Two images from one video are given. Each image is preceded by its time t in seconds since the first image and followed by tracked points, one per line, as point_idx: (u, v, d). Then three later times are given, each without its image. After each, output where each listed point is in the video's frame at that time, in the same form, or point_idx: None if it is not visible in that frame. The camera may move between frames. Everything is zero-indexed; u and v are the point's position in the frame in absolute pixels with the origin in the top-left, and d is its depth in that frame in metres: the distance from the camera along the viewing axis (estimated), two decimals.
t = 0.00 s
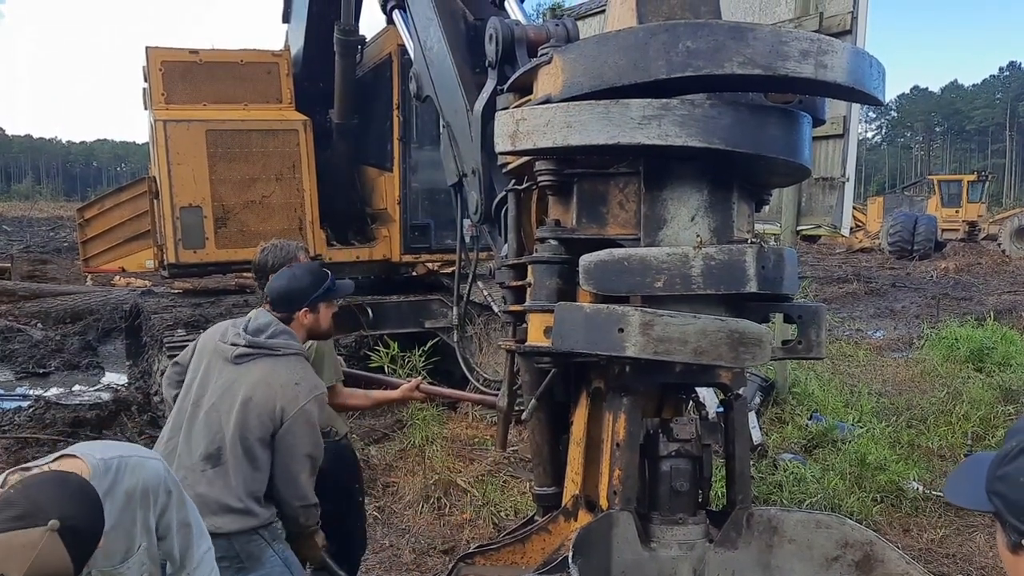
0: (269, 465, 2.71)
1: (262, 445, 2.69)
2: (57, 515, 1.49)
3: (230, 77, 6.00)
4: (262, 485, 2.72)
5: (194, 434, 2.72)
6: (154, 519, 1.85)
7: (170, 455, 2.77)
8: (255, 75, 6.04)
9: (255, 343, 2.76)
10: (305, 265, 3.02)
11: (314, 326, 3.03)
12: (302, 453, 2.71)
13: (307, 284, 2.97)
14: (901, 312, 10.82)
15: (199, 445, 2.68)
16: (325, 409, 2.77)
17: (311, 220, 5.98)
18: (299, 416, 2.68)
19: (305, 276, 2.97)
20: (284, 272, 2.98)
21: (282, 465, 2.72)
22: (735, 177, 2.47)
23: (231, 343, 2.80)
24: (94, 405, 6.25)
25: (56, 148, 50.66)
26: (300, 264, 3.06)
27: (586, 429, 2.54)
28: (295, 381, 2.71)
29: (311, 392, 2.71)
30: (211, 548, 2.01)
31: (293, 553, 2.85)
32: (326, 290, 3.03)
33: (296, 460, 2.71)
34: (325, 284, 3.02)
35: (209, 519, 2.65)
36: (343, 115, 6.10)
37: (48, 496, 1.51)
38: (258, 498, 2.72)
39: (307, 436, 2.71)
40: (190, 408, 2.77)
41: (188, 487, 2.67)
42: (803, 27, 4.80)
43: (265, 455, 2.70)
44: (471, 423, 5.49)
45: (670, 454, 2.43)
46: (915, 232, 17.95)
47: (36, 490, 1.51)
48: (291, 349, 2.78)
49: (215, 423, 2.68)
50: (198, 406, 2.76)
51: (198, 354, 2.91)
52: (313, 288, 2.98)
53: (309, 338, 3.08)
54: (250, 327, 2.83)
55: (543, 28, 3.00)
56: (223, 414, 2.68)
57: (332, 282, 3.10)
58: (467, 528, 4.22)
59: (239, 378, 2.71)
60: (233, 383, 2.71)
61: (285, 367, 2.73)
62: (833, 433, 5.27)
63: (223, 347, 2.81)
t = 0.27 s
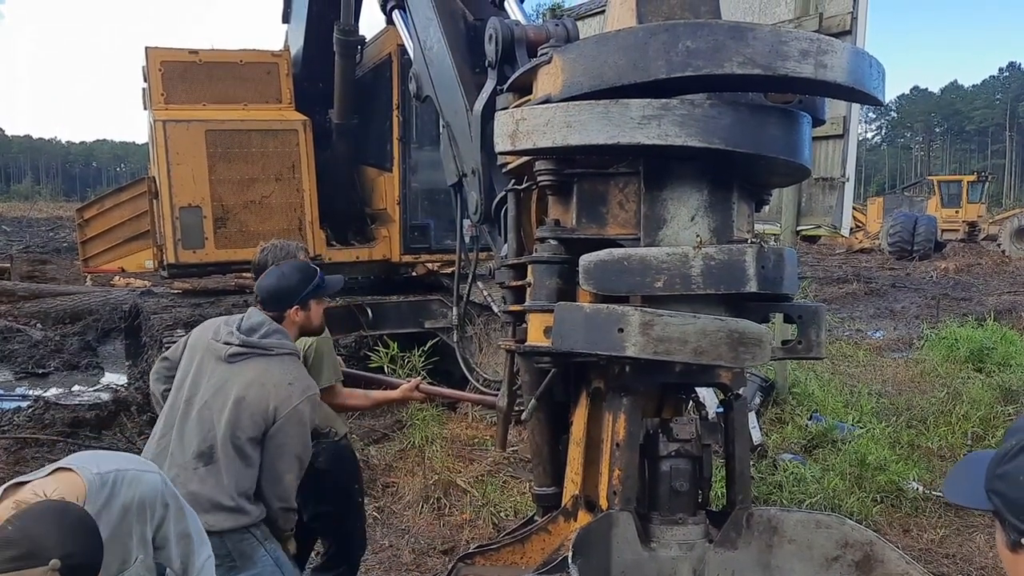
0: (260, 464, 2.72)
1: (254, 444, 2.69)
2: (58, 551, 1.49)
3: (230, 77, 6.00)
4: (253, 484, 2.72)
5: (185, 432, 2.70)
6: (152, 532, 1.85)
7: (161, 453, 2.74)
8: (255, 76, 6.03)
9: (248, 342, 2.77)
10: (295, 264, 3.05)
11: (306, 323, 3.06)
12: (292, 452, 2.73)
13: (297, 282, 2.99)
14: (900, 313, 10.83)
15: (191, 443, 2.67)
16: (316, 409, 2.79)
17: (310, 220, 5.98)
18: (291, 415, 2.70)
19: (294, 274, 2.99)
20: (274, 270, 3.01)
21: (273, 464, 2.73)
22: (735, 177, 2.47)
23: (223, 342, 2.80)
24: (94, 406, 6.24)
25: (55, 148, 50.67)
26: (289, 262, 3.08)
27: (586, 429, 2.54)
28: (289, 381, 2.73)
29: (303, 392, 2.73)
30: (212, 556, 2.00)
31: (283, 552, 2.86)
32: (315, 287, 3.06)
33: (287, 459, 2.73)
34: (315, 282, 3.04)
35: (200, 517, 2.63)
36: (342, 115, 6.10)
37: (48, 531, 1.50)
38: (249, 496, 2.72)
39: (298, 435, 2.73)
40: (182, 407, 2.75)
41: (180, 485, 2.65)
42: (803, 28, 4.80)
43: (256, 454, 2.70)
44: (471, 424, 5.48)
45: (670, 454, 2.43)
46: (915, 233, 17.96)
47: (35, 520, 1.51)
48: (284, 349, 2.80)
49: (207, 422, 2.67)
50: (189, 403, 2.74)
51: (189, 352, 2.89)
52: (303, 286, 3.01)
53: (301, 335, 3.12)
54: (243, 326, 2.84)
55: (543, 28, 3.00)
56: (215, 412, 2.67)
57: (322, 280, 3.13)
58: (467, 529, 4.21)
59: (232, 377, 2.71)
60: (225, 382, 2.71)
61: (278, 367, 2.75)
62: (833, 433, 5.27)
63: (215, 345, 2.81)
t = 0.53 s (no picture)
0: (255, 462, 2.73)
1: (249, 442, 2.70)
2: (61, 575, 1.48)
3: (229, 76, 5.99)
4: (248, 482, 2.72)
5: (181, 431, 2.69)
6: (148, 544, 1.85)
7: (154, 453, 2.72)
8: (254, 75, 6.03)
9: (244, 342, 2.78)
10: (287, 263, 3.06)
11: (298, 321, 3.08)
12: (287, 450, 2.75)
13: (288, 280, 3.01)
14: (900, 312, 10.83)
15: (186, 442, 2.66)
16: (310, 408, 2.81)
17: (309, 219, 5.98)
18: (287, 413, 2.72)
19: (286, 272, 3.01)
20: (267, 268, 3.02)
21: (267, 462, 2.74)
22: (734, 177, 2.47)
23: (218, 341, 2.80)
24: (92, 406, 6.24)
25: (55, 148, 50.66)
26: (280, 260, 3.09)
27: (585, 429, 2.53)
28: (285, 380, 2.74)
29: (299, 391, 2.75)
30: (211, 560, 2.03)
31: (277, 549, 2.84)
32: (307, 285, 3.08)
33: (281, 457, 2.75)
34: (306, 280, 3.06)
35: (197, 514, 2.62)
36: (341, 115, 6.09)
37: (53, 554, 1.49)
38: (245, 494, 2.71)
39: (293, 433, 2.75)
40: (176, 406, 2.74)
41: (175, 484, 2.64)
42: (802, 27, 4.80)
43: (251, 452, 2.71)
44: (470, 424, 5.48)
45: (669, 454, 2.43)
46: (914, 232, 17.96)
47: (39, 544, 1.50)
48: (279, 348, 2.81)
49: (203, 420, 2.67)
50: (184, 402, 2.73)
51: (181, 351, 2.88)
52: (295, 284, 3.02)
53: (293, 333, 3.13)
54: (238, 325, 2.85)
55: (543, 27, 2.97)
56: (211, 410, 2.67)
57: (313, 279, 3.14)
58: (466, 529, 4.21)
59: (228, 376, 2.72)
60: (221, 381, 2.71)
61: (274, 366, 2.76)
62: (832, 433, 5.26)
63: (209, 344, 2.81)
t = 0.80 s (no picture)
0: (252, 463, 2.73)
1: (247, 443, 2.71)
2: None
3: (228, 77, 5.99)
4: (245, 483, 2.72)
5: (179, 430, 2.69)
6: (149, 552, 1.86)
7: (152, 452, 2.73)
8: (254, 75, 6.03)
9: (245, 342, 2.78)
10: (293, 266, 3.04)
11: (298, 325, 3.06)
12: (285, 452, 2.75)
13: (292, 283, 2.99)
14: (899, 312, 10.83)
15: (185, 442, 2.66)
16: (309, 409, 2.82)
17: (309, 219, 5.98)
18: (286, 415, 2.72)
19: (290, 274, 2.99)
20: (272, 270, 3.00)
21: (263, 464, 2.74)
22: (734, 177, 2.47)
23: (219, 342, 2.80)
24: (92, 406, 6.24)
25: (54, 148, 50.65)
26: (287, 263, 3.08)
27: (584, 429, 2.53)
28: (284, 381, 2.75)
29: (298, 393, 2.75)
30: (211, 564, 2.04)
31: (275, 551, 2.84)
32: (312, 289, 3.05)
33: (279, 458, 2.75)
34: (311, 284, 3.04)
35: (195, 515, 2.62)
36: (341, 115, 6.09)
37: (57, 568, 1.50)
38: (242, 495, 2.72)
39: (291, 434, 2.75)
40: (175, 405, 2.74)
41: (173, 484, 2.64)
42: (802, 28, 4.80)
43: (249, 453, 2.71)
44: (470, 424, 5.48)
45: (669, 454, 2.43)
46: (913, 233, 17.97)
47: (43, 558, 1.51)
48: (279, 349, 2.81)
49: (202, 421, 2.67)
50: (183, 402, 2.73)
51: (182, 350, 2.89)
52: (298, 287, 3.00)
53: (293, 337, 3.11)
54: (239, 326, 2.86)
55: (542, 28, 2.98)
56: (210, 411, 2.68)
57: (318, 284, 3.12)
58: (466, 529, 4.21)
59: (228, 376, 2.72)
60: (221, 381, 2.72)
61: (274, 368, 2.77)
62: (832, 433, 5.26)
63: (210, 345, 2.81)
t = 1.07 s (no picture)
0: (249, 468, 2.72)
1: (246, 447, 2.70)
2: None
3: (228, 76, 5.99)
4: (241, 487, 2.72)
5: (179, 429, 2.69)
6: (151, 556, 1.87)
7: (151, 450, 2.72)
8: (253, 75, 6.03)
9: (250, 346, 2.78)
10: (310, 276, 3.04)
11: (304, 337, 3.03)
12: (283, 458, 2.75)
13: (305, 293, 2.98)
14: (899, 312, 10.84)
15: (184, 442, 2.65)
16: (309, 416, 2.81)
17: (309, 219, 5.97)
18: (285, 421, 2.72)
19: (304, 284, 2.99)
20: (288, 278, 3.01)
21: (260, 470, 2.74)
22: (734, 177, 2.47)
23: (225, 344, 2.81)
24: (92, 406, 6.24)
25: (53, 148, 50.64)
26: (306, 274, 3.08)
27: (583, 429, 2.54)
28: (287, 387, 2.75)
29: (300, 399, 2.75)
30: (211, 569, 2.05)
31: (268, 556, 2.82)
32: (323, 303, 3.03)
33: (277, 463, 2.74)
34: (323, 298, 3.02)
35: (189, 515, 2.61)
36: (340, 115, 6.09)
37: None
38: (237, 499, 2.72)
39: (290, 440, 2.74)
40: (177, 405, 2.75)
41: (169, 483, 2.63)
42: (801, 27, 4.80)
43: (248, 457, 2.71)
44: (469, 424, 5.49)
45: (668, 454, 2.43)
46: (913, 233, 17.97)
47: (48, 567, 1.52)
48: (284, 355, 2.81)
49: (203, 421, 2.67)
50: (185, 402, 2.74)
51: (188, 350, 2.90)
52: (310, 298, 2.99)
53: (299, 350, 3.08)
54: (245, 329, 2.84)
55: (541, 28, 2.96)
56: (211, 412, 2.68)
57: (333, 298, 3.10)
58: (465, 529, 4.21)
59: (232, 379, 2.72)
60: (225, 384, 2.72)
61: (278, 373, 2.77)
62: (831, 433, 5.26)
63: (216, 346, 2.82)
